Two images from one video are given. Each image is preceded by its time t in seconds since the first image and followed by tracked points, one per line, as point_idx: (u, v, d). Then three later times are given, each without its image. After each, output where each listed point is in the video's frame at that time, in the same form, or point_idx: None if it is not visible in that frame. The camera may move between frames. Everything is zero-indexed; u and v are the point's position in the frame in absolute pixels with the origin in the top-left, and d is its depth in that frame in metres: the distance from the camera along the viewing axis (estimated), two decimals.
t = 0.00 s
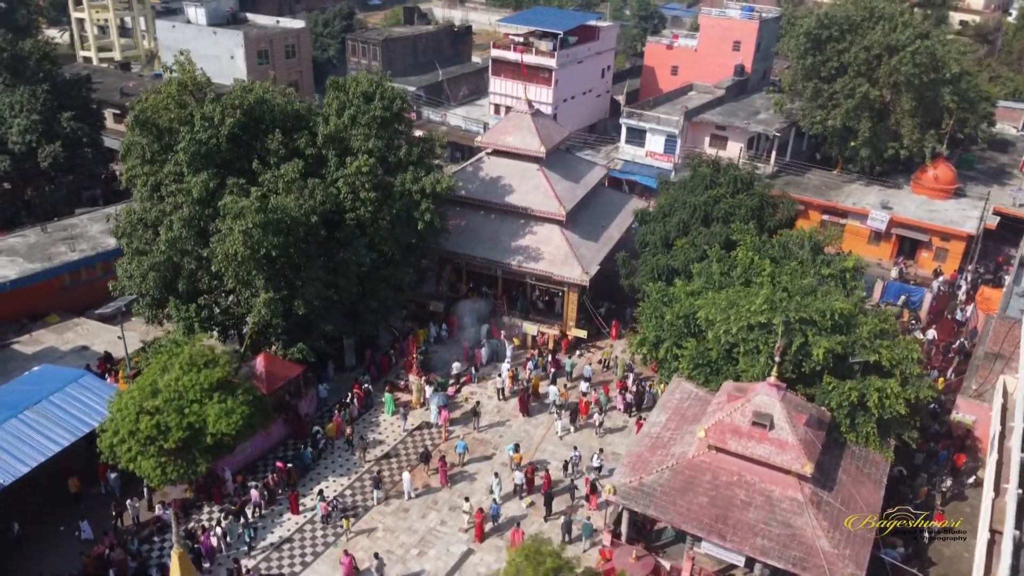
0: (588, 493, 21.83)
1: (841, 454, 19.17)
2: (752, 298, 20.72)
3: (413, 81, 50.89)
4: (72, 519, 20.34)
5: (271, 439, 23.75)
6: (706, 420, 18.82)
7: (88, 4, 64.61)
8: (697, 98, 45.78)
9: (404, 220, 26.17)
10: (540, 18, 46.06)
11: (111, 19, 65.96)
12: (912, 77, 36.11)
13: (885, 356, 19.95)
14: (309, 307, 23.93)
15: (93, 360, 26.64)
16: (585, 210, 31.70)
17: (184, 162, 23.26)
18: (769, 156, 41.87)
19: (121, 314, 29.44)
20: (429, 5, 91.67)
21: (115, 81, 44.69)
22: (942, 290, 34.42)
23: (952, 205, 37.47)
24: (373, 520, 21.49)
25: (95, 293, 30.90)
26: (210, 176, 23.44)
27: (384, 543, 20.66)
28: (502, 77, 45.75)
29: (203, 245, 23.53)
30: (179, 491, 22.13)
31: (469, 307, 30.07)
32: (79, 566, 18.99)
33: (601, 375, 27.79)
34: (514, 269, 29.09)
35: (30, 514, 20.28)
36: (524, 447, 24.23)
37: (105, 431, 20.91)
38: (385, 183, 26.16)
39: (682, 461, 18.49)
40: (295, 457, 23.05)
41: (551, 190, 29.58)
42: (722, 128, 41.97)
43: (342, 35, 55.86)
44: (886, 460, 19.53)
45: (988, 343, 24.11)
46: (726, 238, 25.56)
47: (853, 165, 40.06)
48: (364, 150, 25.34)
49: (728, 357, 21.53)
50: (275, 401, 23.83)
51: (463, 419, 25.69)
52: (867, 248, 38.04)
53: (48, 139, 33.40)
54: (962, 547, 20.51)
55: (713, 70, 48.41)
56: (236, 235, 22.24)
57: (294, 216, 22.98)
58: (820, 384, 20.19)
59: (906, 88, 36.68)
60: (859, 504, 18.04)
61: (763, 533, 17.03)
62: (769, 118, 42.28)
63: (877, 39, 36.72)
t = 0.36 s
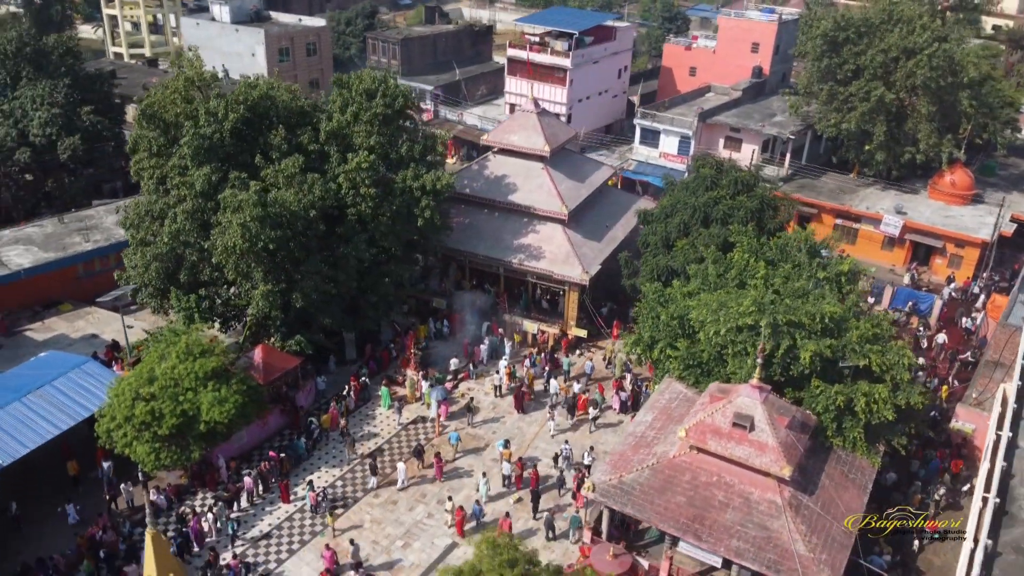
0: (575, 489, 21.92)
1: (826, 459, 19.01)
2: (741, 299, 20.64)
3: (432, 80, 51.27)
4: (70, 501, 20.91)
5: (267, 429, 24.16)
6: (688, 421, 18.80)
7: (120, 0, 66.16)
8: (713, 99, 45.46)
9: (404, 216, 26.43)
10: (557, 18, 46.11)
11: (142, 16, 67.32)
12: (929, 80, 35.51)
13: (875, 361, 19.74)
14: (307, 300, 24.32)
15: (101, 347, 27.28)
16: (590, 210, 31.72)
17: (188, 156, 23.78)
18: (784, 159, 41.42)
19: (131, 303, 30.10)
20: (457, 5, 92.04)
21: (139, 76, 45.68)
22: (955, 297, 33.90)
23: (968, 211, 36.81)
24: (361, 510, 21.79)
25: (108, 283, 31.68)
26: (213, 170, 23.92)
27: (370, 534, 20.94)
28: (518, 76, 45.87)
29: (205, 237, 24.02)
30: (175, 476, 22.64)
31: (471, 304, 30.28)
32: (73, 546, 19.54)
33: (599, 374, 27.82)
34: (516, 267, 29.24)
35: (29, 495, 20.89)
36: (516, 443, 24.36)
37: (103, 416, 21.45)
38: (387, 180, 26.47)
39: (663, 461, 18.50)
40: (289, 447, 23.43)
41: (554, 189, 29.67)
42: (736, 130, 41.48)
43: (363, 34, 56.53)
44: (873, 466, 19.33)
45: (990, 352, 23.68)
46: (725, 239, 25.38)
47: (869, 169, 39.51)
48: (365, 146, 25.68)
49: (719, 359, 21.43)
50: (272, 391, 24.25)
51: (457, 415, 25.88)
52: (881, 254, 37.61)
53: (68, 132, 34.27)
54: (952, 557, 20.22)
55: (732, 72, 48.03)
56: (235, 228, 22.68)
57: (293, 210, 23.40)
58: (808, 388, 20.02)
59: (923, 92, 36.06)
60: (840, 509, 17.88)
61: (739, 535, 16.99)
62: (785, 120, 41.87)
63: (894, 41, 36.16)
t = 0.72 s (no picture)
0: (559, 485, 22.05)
1: (810, 463, 18.86)
2: (730, 300, 20.57)
3: (450, 79, 51.68)
4: (69, 484, 21.52)
5: (264, 419, 24.59)
6: (671, 420, 18.79)
7: None
8: (729, 101, 45.15)
9: (405, 213, 26.71)
10: (574, 18, 46.19)
11: (173, 14, 68.61)
12: (944, 84, 35.00)
13: (864, 366, 19.55)
14: (306, 293, 24.72)
15: (110, 335, 27.96)
16: (595, 210, 31.76)
17: (192, 150, 24.32)
18: (800, 163, 40.81)
19: (142, 293, 30.78)
20: (484, 6, 92.41)
21: (163, 73, 46.62)
22: (967, 304, 33.40)
23: (985, 218, 36.16)
24: (350, 501, 22.12)
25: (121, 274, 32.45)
26: (216, 165, 24.43)
27: (357, 524, 21.26)
28: (533, 76, 46.00)
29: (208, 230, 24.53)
30: (172, 462, 23.16)
31: (473, 301, 30.49)
32: (68, 527, 20.12)
33: (597, 373, 27.88)
34: (517, 265, 29.39)
35: (30, 477, 21.52)
36: (508, 440, 24.53)
37: (102, 402, 22.01)
38: (388, 177, 26.78)
39: (644, 460, 18.51)
40: (284, 438, 23.83)
41: (557, 189, 29.79)
42: (751, 132, 41.00)
43: (385, 33, 57.15)
44: (859, 471, 19.14)
45: (990, 359, 23.37)
46: (723, 241, 25.24)
47: (885, 173, 39.00)
48: (367, 143, 26.02)
49: (709, 360, 21.37)
50: (269, 382, 24.67)
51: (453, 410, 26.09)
52: (894, 260, 37.14)
53: (88, 126, 35.12)
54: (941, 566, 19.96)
55: (750, 74, 47.67)
56: (235, 221, 23.16)
57: (293, 205, 23.83)
58: (796, 391, 19.88)
59: (939, 96, 35.49)
60: (821, 514, 17.74)
61: (715, 535, 16.95)
62: (801, 123, 41.46)
63: (911, 44, 35.65)
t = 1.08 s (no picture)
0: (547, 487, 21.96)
1: (793, 468, 18.74)
2: (719, 303, 20.50)
3: (469, 81, 52.01)
4: (68, 468, 22.13)
5: (262, 411, 25.05)
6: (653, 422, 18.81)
7: None
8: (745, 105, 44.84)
9: (406, 211, 27.00)
10: (591, 21, 46.20)
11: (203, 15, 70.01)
12: (959, 91, 34.45)
13: (852, 372, 19.36)
14: (306, 288, 25.17)
15: (119, 326, 28.66)
16: (599, 211, 31.78)
17: (198, 146, 24.87)
18: (814, 168, 40.47)
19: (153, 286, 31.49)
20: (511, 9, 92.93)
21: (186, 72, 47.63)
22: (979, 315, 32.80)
23: (1001, 227, 35.46)
24: (340, 494, 22.43)
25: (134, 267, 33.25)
26: (221, 161, 24.96)
27: (345, 516, 21.56)
28: (550, 78, 46.08)
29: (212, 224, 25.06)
30: (170, 451, 23.72)
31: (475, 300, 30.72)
32: (64, 510, 20.72)
33: (594, 375, 27.90)
34: (519, 265, 29.54)
35: (32, 461, 22.17)
36: (501, 438, 24.68)
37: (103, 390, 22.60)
38: (391, 175, 27.12)
39: (624, 460, 18.57)
40: (279, 429, 24.25)
41: (560, 190, 29.91)
42: (765, 136, 40.71)
43: (406, 35, 57.69)
44: (844, 478, 18.94)
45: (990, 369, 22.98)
46: (721, 245, 25.08)
47: (901, 180, 38.45)
48: (369, 142, 26.38)
49: (699, 362, 21.31)
50: (268, 375, 25.12)
51: (448, 406, 26.33)
52: (907, 268, 36.59)
53: (108, 122, 36.01)
54: None
55: (769, 78, 47.30)
56: (235, 216, 23.65)
57: (293, 201, 24.28)
58: (783, 396, 19.76)
59: (956, 102, 34.89)
60: (800, 519, 17.61)
61: (689, 537, 16.93)
62: (817, 128, 41.02)
63: (928, 50, 35.09)
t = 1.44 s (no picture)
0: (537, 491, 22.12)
1: (775, 473, 18.65)
2: (707, 306, 20.48)
3: (486, 83, 52.35)
4: (69, 454, 22.77)
5: (260, 404, 25.52)
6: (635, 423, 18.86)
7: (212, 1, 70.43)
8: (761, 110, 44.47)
9: (407, 210, 27.33)
10: (607, 24, 46.22)
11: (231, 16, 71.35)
12: (974, 98, 33.90)
13: (838, 378, 19.21)
14: (305, 284, 25.63)
15: (128, 318, 29.37)
16: (603, 214, 31.84)
17: (203, 143, 25.44)
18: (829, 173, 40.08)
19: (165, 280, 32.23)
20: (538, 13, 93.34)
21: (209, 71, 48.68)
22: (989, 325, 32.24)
23: (1017, 237, 34.79)
24: (331, 486, 22.79)
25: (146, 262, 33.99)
26: (225, 158, 25.51)
27: (334, 509, 21.91)
28: (565, 81, 46.19)
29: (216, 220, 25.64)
30: (169, 440, 24.29)
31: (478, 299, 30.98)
32: (62, 494, 21.33)
33: (592, 377, 27.95)
34: (520, 266, 29.70)
35: (34, 446, 22.85)
36: (493, 437, 24.87)
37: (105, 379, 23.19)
38: (393, 174, 27.46)
39: (605, 460, 18.65)
40: (276, 422, 24.69)
41: (564, 191, 30.06)
42: (779, 142, 40.27)
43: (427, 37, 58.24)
44: (827, 484, 18.80)
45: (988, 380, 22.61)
46: (717, 249, 24.97)
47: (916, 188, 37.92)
48: (372, 141, 26.78)
49: (687, 365, 21.29)
50: (267, 369, 25.60)
51: (444, 404, 26.59)
52: (919, 277, 36.07)
53: (128, 119, 36.93)
54: None
55: (787, 83, 46.87)
56: (237, 211, 24.15)
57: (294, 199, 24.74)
58: (768, 401, 19.67)
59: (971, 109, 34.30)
60: (778, 524, 17.52)
61: (663, 538, 16.95)
62: (833, 134, 40.59)
63: (944, 56, 34.55)
